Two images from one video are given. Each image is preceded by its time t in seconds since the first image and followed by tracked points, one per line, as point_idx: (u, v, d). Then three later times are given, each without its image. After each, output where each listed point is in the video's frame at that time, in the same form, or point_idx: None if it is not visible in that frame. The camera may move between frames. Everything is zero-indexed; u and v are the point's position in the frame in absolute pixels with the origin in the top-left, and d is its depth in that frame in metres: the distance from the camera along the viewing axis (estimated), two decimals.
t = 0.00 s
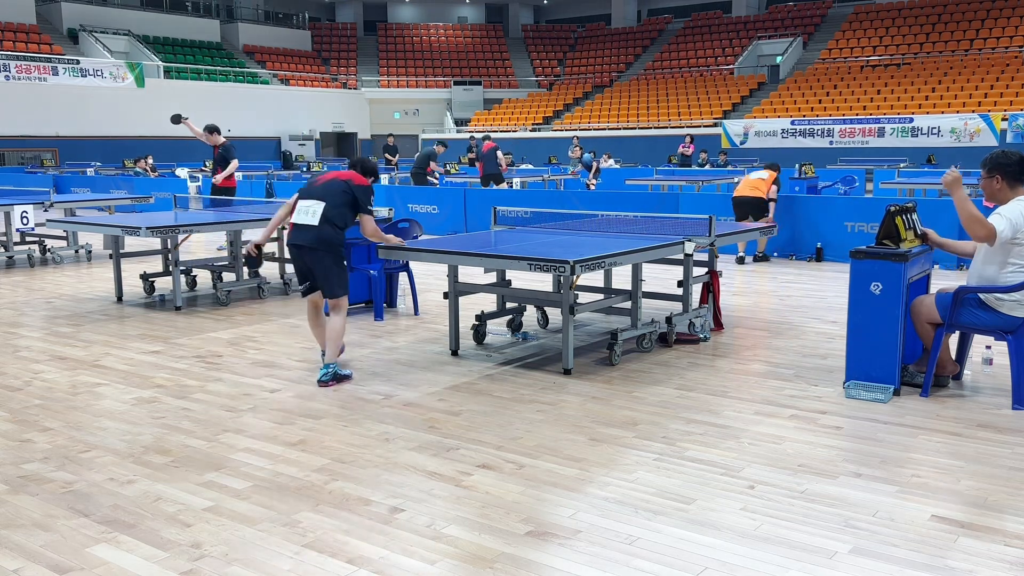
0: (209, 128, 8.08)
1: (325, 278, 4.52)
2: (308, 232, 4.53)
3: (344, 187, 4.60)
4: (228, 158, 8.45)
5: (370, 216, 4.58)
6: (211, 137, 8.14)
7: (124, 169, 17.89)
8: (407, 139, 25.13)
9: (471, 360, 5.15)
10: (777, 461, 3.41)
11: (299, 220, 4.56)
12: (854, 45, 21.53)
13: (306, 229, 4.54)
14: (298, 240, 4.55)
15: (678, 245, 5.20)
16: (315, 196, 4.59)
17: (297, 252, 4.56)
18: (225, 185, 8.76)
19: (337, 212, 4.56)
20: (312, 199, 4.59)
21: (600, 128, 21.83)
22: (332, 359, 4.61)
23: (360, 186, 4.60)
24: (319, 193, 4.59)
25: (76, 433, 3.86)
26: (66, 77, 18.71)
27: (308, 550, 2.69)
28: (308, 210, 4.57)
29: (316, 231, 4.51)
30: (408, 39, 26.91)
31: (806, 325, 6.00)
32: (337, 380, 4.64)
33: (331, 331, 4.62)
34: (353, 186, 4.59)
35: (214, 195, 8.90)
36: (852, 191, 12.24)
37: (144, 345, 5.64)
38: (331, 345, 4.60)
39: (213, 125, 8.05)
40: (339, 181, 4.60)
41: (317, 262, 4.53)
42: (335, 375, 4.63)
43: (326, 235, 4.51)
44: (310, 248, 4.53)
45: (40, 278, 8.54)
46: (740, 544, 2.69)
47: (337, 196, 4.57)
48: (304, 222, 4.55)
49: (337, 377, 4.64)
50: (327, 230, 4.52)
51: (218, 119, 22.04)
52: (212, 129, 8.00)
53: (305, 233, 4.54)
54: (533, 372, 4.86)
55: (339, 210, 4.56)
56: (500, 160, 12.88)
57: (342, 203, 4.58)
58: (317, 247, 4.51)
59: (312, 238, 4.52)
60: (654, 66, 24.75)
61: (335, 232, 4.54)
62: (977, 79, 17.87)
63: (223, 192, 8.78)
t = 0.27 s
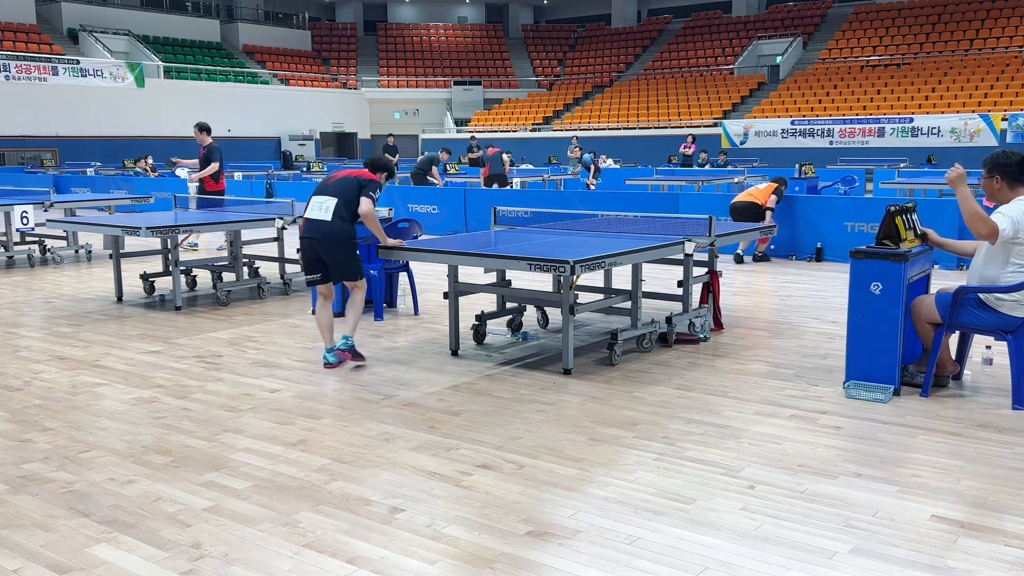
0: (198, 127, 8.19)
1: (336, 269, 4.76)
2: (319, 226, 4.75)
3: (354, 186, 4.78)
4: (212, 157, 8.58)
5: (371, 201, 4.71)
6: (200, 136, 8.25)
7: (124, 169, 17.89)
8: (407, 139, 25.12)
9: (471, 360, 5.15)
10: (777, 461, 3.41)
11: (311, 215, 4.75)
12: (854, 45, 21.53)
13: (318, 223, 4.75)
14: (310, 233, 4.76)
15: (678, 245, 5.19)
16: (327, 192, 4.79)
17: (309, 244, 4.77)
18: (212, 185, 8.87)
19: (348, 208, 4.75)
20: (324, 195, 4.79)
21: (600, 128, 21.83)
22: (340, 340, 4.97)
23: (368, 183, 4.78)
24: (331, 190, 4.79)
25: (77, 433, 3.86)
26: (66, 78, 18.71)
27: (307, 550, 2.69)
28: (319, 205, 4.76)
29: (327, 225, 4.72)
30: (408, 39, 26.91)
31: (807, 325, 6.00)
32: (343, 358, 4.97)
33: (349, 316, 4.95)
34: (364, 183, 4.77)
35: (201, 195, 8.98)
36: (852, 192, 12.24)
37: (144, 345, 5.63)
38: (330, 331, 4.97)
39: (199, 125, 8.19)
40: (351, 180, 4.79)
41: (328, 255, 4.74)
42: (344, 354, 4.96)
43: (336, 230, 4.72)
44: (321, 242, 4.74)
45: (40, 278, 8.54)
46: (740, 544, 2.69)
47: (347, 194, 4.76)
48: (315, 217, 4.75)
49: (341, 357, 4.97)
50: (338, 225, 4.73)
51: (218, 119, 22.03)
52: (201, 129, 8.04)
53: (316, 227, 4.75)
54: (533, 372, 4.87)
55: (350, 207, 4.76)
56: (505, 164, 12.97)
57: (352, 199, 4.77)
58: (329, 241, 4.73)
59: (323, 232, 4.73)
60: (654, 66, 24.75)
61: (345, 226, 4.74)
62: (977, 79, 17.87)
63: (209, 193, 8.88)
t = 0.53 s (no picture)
0: (180, 126, 8.25)
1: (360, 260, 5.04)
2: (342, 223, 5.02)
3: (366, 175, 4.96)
4: (194, 154, 8.69)
5: (376, 181, 4.87)
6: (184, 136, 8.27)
7: (124, 169, 17.89)
8: (407, 139, 25.12)
9: (471, 360, 5.15)
10: (777, 461, 3.41)
11: (333, 214, 5.01)
12: (854, 45, 21.53)
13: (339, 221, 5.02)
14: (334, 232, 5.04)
15: (679, 245, 5.19)
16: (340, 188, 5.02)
17: (335, 241, 5.06)
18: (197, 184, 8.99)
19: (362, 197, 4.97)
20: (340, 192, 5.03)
21: (600, 128, 21.83)
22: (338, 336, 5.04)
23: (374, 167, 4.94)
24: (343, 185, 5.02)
25: (77, 433, 3.86)
26: (66, 77, 18.70)
27: (307, 550, 2.69)
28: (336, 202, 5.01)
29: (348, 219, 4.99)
30: (408, 39, 26.91)
31: (807, 325, 6.00)
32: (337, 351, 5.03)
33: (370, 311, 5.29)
34: (370, 168, 4.92)
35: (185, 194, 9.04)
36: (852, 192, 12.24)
37: (144, 345, 5.63)
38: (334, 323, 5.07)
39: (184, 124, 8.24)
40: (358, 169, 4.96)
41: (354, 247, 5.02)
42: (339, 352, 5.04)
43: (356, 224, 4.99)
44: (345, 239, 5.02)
45: (40, 278, 8.54)
46: (740, 544, 2.69)
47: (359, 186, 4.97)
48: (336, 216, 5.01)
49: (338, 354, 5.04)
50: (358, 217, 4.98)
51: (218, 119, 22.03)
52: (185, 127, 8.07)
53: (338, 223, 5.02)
54: (533, 372, 4.86)
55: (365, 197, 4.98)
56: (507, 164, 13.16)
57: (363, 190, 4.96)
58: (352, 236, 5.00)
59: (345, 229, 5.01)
60: (654, 66, 24.76)
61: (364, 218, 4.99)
62: (977, 79, 17.87)
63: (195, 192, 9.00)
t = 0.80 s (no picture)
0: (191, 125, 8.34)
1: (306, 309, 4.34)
2: (291, 265, 4.32)
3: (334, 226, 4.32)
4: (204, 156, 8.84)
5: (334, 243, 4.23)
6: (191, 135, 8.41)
7: (124, 169, 17.88)
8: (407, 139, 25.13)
9: (471, 360, 5.14)
10: (777, 461, 3.41)
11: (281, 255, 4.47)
12: (854, 45, 21.52)
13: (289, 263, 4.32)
14: (278, 271, 4.32)
15: (679, 245, 5.19)
16: (298, 231, 4.32)
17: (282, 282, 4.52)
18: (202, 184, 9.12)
19: (326, 248, 4.33)
20: (296, 233, 4.33)
21: (600, 128, 21.82)
22: (300, 376, 4.32)
23: (345, 221, 4.25)
24: (302, 227, 4.32)
25: (76, 433, 3.86)
26: (66, 77, 18.70)
27: (307, 550, 2.69)
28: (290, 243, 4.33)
29: (303, 262, 4.32)
30: (408, 39, 26.91)
31: (807, 325, 6.00)
32: (345, 368, 4.97)
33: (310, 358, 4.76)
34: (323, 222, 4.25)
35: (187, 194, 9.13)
36: (853, 192, 12.24)
37: (144, 345, 5.63)
38: (304, 363, 4.31)
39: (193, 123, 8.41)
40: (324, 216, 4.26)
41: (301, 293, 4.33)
42: (292, 393, 4.29)
43: (308, 266, 4.33)
44: (292, 284, 4.31)
45: (40, 278, 8.54)
46: (740, 544, 2.69)
47: (321, 236, 4.29)
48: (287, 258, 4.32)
49: (297, 397, 4.29)
50: (314, 263, 4.35)
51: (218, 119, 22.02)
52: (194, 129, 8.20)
53: (287, 264, 4.32)
54: (534, 372, 4.86)
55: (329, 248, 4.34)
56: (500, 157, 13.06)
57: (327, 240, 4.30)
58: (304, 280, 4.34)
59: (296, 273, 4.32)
60: (654, 66, 24.75)
61: (322, 265, 4.37)
62: (977, 79, 17.87)
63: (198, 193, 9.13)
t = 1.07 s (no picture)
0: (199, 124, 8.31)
1: (311, 299, 4.34)
2: (292, 255, 4.31)
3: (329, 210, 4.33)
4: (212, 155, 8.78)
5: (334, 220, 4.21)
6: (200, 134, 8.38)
7: (124, 169, 17.89)
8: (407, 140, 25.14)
9: (471, 360, 5.14)
10: (777, 461, 3.41)
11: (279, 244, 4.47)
12: (854, 45, 21.52)
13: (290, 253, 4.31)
14: (279, 261, 4.32)
15: (678, 245, 5.19)
16: (294, 218, 4.32)
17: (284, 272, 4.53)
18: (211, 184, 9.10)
19: (322, 232, 4.32)
20: (293, 220, 4.32)
21: (600, 128, 21.82)
22: (297, 376, 4.31)
23: (338, 202, 4.23)
24: (297, 215, 4.32)
25: (77, 433, 3.86)
26: (66, 77, 18.70)
27: (307, 550, 2.69)
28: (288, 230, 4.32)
29: (303, 252, 4.32)
30: (408, 39, 26.91)
31: (807, 324, 6.00)
32: (345, 368, 4.97)
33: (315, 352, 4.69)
34: (317, 203, 4.25)
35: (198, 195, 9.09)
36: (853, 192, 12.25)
37: (144, 345, 5.63)
38: (301, 362, 4.31)
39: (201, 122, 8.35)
40: (317, 200, 4.26)
41: (305, 282, 4.33)
42: (291, 393, 4.29)
43: (309, 252, 4.32)
44: (295, 273, 4.31)
45: (40, 278, 8.54)
46: (740, 544, 2.69)
47: (317, 221, 4.28)
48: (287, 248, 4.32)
49: (297, 396, 4.28)
50: (313, 250, 4.34)
51: (218, 119, 22.02)
52: (201, 127, 8.19)
53: (289, 254, 4.31)
54: (534, 372, 4.86)
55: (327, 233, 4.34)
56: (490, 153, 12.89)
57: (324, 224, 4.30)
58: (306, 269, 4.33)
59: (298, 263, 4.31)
60: (654, 66, 24.75)
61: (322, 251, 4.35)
62: (977, 79, 17.87)
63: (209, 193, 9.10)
